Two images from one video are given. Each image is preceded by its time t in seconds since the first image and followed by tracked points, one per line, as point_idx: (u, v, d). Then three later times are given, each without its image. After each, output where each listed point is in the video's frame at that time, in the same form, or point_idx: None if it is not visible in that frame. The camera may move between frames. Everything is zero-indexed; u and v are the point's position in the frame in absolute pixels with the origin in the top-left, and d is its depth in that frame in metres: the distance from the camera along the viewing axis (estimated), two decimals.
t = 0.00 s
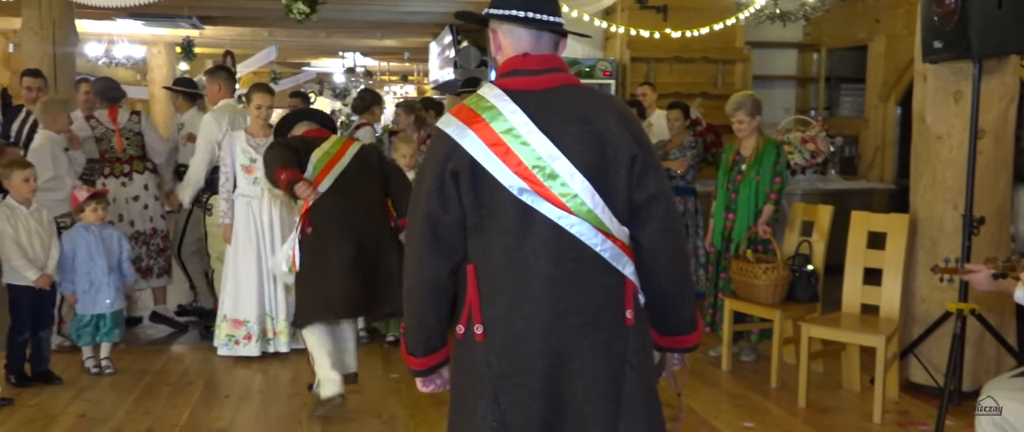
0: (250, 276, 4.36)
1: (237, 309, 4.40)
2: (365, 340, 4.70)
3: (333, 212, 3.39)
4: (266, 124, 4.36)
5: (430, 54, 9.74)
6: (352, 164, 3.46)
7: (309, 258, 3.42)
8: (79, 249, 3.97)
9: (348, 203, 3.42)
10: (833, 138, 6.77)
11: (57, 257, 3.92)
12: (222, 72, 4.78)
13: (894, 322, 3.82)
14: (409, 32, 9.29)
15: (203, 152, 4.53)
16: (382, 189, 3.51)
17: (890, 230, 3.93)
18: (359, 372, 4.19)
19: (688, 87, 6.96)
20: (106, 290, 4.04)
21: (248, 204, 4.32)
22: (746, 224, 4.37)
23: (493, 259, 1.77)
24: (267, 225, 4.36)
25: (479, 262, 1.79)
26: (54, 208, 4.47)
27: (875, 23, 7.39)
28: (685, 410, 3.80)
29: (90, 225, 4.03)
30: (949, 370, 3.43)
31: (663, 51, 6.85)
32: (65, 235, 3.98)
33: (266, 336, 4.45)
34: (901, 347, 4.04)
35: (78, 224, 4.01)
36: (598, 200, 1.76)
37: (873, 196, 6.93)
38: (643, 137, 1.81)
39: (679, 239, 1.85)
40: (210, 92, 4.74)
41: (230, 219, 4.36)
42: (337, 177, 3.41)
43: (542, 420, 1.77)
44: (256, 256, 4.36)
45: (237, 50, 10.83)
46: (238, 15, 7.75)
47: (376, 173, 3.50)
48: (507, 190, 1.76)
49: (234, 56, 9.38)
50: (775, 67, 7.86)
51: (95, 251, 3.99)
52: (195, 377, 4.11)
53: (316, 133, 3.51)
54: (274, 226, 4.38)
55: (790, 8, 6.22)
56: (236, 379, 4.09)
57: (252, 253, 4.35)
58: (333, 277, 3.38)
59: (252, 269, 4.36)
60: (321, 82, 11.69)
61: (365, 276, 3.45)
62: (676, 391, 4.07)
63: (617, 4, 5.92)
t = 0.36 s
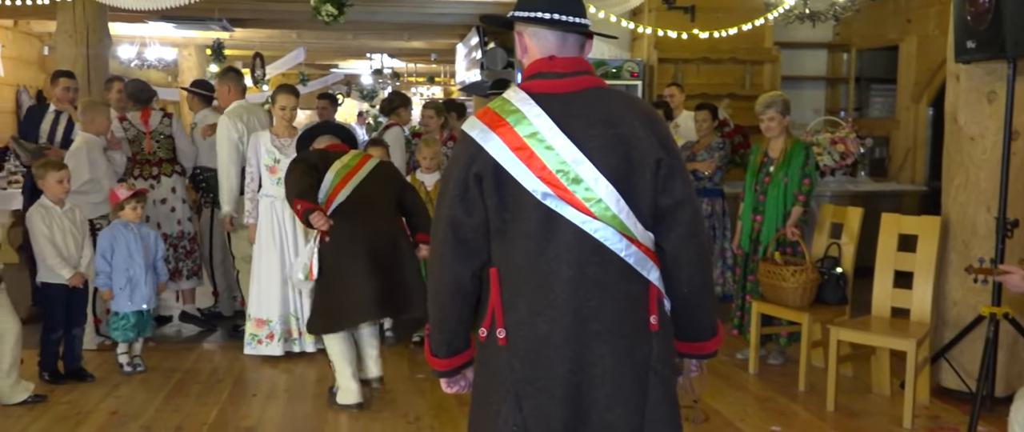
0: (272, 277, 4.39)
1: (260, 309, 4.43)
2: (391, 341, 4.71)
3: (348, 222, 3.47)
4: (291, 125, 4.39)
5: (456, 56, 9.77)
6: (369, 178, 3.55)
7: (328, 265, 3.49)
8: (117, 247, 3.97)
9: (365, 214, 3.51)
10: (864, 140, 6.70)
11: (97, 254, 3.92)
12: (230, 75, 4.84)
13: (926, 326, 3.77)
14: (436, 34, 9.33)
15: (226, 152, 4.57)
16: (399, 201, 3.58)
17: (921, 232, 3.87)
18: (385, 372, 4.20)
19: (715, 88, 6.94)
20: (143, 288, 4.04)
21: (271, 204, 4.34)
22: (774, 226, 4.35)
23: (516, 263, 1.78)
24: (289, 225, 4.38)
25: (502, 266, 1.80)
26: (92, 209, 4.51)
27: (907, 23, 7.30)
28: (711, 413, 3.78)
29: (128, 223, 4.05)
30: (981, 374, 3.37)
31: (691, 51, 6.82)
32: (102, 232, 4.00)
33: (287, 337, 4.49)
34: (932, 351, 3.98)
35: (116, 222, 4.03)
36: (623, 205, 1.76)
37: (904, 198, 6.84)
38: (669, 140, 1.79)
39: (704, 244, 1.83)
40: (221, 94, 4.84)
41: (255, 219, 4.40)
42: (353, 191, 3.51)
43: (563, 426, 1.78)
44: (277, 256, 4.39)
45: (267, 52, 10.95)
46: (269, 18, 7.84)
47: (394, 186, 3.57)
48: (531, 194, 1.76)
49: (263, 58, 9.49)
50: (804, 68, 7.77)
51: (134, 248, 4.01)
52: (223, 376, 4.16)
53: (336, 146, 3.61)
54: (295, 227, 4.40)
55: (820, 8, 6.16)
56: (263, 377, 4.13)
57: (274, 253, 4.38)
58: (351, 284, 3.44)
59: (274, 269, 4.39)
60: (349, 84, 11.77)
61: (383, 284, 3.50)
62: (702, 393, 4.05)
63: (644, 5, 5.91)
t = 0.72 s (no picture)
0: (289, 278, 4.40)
1: (276, 309, 4.48)
2: (413, 342, 4.71)
3: (362, 223, 3.56)
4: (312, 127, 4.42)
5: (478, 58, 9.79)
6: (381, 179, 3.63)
7: (342, 268, 3.58)
8: (144, 250, 3.98)
9: (378, 215, 3.59)
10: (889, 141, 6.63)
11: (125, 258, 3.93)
12: (252, 79, 4.85)
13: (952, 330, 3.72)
14: (458, 37, 9.36)
15: (247, 155, 4.61)
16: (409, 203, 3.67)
17: (948, 236, 3.82)
18: (407, 374, 4.22)
19: (738, 89, 6.87)
20: (170, 290, 4.07)
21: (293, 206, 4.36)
22: (799, 228, 4.31)
23: (542, 266, 1.78)
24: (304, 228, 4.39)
25: (528, 269, 1.80)
26: (118, 213, 4.49)
27: (934, 23, 7.23)
28: (732, 416, 3.76)
29: (155, 228, 4.06)
30: (1009, 380, 3.32)
31: (713, 53, 6.79)
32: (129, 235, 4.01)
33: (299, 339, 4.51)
34: (958, 356, 3.93)
35: (142, 227, 4.03)
36: (649, 207, 1.76)
37: (930, 201, 6.76)
38: (694, 141, 1.79)
39: (729, 245, 1.83)
40: (241, 97, 4.86)
41: (276, 221, 4.41)
42: (367, 192, 3.58)
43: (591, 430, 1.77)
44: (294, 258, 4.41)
45: (290, 56, 11.05)
46: (292, 21, 7.91)
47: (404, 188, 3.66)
48: (557, 197, 1.76)
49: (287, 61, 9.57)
50: (828, 69, 7.69)
51: (159, 252, 4.01)
52: (247, 376, 4.20)
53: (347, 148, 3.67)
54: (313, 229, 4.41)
55: (845, 9, 6.11)
56: (286, 378, 4.16)
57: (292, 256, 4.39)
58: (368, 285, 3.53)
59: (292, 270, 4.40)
60: (371, 86, 11.84)
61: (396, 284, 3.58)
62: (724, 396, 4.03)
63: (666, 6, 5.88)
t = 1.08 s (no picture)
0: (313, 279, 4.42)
1: (302, 312, 4.49)
2: (433, 344, 4.71)
3: (376, 196, 3.82)
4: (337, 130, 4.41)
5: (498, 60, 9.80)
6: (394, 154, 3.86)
7: (353, 240, 3.86)
8: (166, 253, 4.01)
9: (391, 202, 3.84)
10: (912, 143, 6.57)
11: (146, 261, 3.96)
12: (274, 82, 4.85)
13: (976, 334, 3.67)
14: (477, 39, 9.38)
15: (265, 156, 4.65)
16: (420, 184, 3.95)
17: (972, 239, 3.77)
18: (426, 376, 4.22)
19: (759, 91, 6.82)
20: (191, 292, 4.11)
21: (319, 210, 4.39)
22: (820, 231, 4.28)
23: (569, 268, 1.78)
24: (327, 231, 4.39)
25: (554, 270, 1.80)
26: (137, 214, 4.53)
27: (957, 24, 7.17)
28: (751, 419, 3.74)
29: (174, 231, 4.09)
30: None
31: (734, 55, 6.74)
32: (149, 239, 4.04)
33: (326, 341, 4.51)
34: (983, 360, 3.88)
35: (162, 230, 4.06)
36: (678, 212, 1.77)
37: (955, 203, 6.70)
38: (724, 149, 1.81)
39: (755, 253, 1.85)
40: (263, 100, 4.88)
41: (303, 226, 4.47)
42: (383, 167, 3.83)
43: None
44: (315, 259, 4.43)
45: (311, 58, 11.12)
46: (314, 24, 7.97)
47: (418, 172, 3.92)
48: (586, 199, 1.77)
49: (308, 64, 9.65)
50: (851, 70, 7.61)
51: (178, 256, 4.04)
52: (268, 377, 4.23)
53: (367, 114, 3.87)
54: (337, 229, 4.42)
55: (867, 10, 6.07)
56: (307, 379, 4.19)
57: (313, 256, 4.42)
58: (379, 263, 3.81)
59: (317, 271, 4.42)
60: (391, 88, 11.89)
61: (402, 267, 3.84)
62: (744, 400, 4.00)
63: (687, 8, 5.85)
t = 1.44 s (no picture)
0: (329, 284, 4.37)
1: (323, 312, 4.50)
2: (451, 345, 4.71)
3: (377, 211, 3.70)
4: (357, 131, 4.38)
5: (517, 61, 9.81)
6: (397, 163, 3.71)
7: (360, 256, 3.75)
8: (191, 255, 4.05)
9: (394, 208, 3.71)
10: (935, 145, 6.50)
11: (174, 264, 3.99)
12: (297, 86, 4.90)
13: (1001, 339, 3.63)
14: (497, 41, 9.39)
15: (288, 158, 4.65)
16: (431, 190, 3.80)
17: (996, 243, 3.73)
18: (444, 377, 4.23)
19: (780, 93, 6.77)
20: (213, 292, 4.15)
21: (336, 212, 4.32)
22: (842, 234, 4.24)
23: (606, 270, 1.79)
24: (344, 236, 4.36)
25: (592, 273, 1.81)
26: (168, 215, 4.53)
27: (982, 25, 7.11)
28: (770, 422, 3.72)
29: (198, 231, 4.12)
30: None
31: (755, 57, 6.70)
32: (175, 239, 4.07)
33: (349, 342, 4.55)
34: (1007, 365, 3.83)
35: (187, 230, 4.10)
36: (718, 216, 1.77)
37: (978, 206, 6.63)
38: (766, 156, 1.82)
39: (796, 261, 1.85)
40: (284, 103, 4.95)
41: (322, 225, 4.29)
42: (382, 180, 3.70)
43: None
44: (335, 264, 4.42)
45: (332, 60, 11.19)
46: (334, 26, 8.01)
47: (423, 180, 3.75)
48: (626, 202, 1.77)
49: (328, 66, 9.71)
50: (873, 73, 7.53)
51: (205, 257, 4.08)
52: (287, 377, 4.26)
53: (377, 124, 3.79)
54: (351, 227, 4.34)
55: (891, 11, 6.01)
56: (325, 380, 4.21)
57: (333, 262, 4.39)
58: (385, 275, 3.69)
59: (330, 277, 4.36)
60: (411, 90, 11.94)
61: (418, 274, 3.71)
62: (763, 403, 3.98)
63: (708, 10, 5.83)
